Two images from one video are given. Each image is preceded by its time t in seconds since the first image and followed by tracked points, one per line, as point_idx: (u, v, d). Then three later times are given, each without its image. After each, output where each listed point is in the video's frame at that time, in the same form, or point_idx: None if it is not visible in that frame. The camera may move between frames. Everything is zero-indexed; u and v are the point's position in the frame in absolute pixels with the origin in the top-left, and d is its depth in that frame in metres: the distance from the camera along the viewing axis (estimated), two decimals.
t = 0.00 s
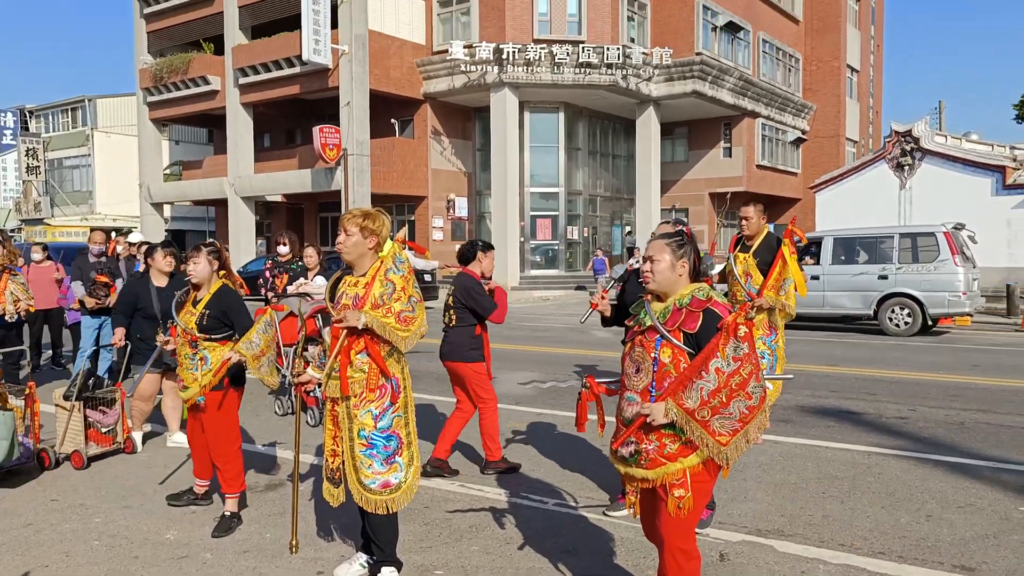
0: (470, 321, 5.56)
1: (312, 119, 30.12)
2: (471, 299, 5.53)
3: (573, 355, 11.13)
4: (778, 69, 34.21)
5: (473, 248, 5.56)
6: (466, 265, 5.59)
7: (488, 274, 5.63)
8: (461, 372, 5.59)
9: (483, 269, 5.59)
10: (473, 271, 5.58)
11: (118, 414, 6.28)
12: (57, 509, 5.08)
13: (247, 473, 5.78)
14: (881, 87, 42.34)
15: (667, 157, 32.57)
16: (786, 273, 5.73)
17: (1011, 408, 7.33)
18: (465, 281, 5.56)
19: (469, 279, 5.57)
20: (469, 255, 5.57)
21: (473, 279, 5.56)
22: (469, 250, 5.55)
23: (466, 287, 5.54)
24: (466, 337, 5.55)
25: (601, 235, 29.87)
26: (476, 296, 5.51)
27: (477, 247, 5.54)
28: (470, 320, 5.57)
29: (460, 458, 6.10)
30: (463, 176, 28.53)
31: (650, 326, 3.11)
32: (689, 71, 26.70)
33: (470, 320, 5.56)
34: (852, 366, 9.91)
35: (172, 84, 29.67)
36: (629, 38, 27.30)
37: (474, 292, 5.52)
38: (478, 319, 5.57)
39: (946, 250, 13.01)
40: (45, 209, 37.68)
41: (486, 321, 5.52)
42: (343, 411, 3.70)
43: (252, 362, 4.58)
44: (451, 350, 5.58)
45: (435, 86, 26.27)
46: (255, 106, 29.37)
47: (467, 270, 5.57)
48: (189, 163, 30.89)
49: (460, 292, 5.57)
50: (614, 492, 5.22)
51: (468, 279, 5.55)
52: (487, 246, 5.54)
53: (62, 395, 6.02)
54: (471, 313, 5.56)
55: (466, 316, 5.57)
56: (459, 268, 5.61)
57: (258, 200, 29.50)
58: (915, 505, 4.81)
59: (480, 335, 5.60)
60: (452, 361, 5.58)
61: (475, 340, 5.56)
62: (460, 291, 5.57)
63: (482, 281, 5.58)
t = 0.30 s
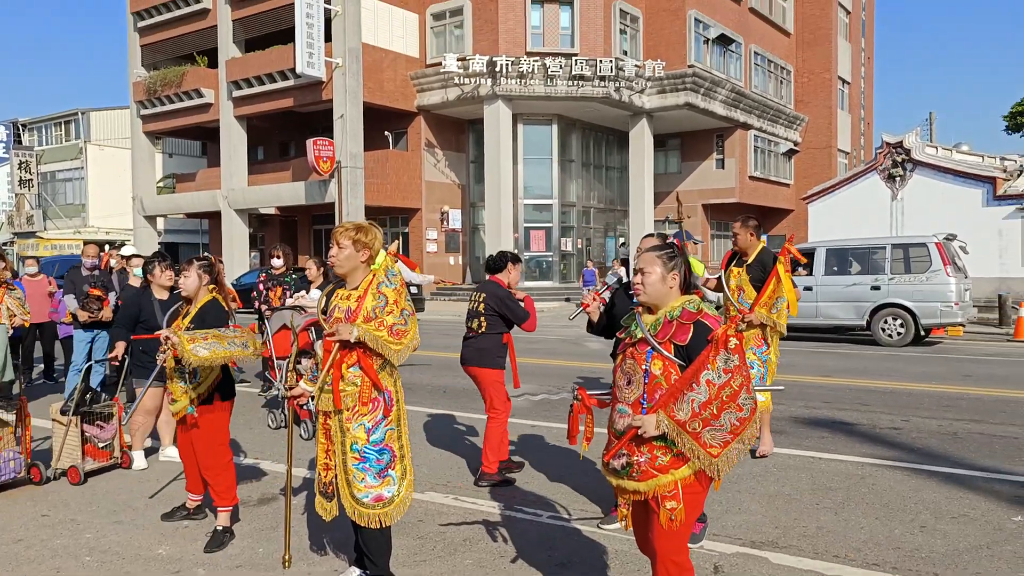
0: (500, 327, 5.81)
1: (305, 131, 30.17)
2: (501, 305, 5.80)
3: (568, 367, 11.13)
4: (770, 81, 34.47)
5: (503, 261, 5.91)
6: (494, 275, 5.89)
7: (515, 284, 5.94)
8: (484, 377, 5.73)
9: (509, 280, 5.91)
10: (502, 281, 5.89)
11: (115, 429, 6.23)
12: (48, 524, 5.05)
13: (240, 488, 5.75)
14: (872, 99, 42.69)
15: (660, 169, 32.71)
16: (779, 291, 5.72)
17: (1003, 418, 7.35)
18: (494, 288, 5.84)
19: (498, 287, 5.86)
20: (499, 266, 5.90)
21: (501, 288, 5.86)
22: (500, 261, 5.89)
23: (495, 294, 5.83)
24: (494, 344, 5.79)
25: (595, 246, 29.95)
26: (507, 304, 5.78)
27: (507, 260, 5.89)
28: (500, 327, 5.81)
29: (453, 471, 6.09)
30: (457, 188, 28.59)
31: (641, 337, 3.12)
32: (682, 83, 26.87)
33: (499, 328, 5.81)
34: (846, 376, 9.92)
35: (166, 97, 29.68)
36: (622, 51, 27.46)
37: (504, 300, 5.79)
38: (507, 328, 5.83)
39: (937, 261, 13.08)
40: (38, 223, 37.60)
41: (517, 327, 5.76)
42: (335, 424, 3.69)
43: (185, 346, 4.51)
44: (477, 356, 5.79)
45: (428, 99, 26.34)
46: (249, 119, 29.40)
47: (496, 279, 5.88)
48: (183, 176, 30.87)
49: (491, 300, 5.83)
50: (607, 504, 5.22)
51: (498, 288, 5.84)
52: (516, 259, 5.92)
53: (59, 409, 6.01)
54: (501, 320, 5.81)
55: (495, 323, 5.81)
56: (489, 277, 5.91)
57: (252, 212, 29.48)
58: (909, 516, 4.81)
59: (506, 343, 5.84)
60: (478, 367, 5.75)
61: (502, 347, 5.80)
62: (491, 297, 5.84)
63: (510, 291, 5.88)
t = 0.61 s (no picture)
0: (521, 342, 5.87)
1: (308, 135, 30.24)
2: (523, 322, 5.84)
3: (571, 370, 11.12)
4: (772, 84, 34.46)
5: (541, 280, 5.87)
6: (526, 289, 5.87)
7: (544, 304, 5.93)
8: (497, 383, 5.82)
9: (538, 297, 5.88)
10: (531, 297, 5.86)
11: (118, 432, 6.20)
12: (52, 527, 5.05)
13: (242, 491, 5.75)
14: (875, 102, 42.67)
15: (663, 172, 32.69)
16: (780, 300, 5.75)
17: (1008, 422, 7.32)
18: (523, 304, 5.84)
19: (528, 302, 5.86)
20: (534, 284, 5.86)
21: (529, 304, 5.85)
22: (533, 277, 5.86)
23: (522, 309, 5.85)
24: (506, 352, 5.85)
25: (598, 250, 29.96)
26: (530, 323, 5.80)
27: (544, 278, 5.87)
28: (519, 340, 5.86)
29: (457, 474, 6.09)
30: (460, 192, 28.59)
31: (641, 340, 3.12)
32: (685, 87, 26.89)
33: (517, 340, 5.86)
34: (850, 380, 9.90)
35: (170, 101, 29.76)
36: (624, 55, 27.47)
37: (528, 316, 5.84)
38: (525, 341, 5.88)
39: (941, 264, 13.08)
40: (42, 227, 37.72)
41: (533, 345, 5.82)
42: (338, 427, 3.69)
43: (180, 372, 4.52)
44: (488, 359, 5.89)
45: (431, 102, 26.36)
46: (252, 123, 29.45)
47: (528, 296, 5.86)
48: (186, 179, 30.93)
49: (518, 311, 5.85)
50: (611, 508, 5.22)
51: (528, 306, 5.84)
52: (550, 280, 5.87)
53: (64, 412, 5.98)
54: (521, 334, 5.85)
55: (514, 333, 5.87)
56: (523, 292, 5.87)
57: (255, 216, 29.53)
58: (913, 520, 4.80)
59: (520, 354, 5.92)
60: (488, 373, 5.85)
61: (516, 357, 5.86)
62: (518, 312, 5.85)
63: (538, 308, 5.87)
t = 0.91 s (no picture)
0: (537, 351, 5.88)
1: (316, 134, 30.31)
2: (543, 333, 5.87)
3: (580, 369, 11.11)
4: (781, 83, 34.34)
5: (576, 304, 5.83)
6: (560, 306, 5.86)
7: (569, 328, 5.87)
8: (501, 378, 5.79)
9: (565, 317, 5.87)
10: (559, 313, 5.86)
11: (128, 428, 6.26)
12: (62, 523, 5.09)
13: (251, 488, 5.77)
14: (884, 101, 42.49)
15: (670, 171, 32.59)
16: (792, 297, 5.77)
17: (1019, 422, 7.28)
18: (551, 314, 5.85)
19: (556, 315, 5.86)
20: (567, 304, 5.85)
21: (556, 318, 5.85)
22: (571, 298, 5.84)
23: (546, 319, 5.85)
24: (514, 348, 5.84)
25: (606, 249, 29.93)
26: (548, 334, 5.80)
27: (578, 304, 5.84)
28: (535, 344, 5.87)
29: (465, 472, 6.10)
30: (467, 191, 28.58)
31: (648, 338, 3.12)
32: (693, 86, 26.82)
33: (532, 344, 5.87)
34: (858, 379, 9.86)
35: (178, 100, 29.87)
36: (632, 53, 27.42)
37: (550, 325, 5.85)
38: (539, 349, 5.88)
39: (951, 263, 13.02)
40: (52, 225, 37.90)
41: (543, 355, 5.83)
42: (347, 425, 3.70)
43: (209, 375, 4.53)
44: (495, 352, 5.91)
45: (439, 101, 26.38)
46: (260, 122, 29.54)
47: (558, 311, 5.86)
48: (195, 178, 31.02)
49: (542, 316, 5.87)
50: (618, 506, 5.22)
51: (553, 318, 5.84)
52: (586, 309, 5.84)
53: (74, 409, 6.02)
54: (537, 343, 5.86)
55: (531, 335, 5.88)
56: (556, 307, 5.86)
57: (263, 215, 29.61)
58: (922, 519, 4.78)
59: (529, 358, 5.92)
60: (492, 364, 5.82)
61: (524, 359, 5.86)
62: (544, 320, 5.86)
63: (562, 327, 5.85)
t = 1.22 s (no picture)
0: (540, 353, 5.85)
1: (321, 131, 30.34)
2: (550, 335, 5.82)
3: (585, 366, 11.09)
4: (787, 81, 34.25)
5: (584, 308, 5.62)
6: (568, 306, 5.72)
7: (576, 330, 5.73)
8: (506, 374, 5.82)
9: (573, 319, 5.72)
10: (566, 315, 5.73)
11: (134, 424, 6.28)
12: (68, 518, 5.11)
13: (256, 484, 5.79)
14: (891, 98, 42.35)
15: (676, 169, 32.54)
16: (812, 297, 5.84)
17: None
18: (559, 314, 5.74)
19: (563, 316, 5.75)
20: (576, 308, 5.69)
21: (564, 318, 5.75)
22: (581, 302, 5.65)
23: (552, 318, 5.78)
24: (519, 346, 5.86)
25: (611, 247, 29.91)
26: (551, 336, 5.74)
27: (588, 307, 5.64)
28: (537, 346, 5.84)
29: (469, 468, 6.10)
30: (472, 188, 28.59)
31: (654, 334, 3.12)
32: (699, 83, 26.76)
33: (537, 342, 5.84)
34: (864, 377, 9.82)
35: (184, 97, 29.93)
36: (638, 51, 27.36)
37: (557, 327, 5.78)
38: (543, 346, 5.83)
39: (957, 262, 12.99)
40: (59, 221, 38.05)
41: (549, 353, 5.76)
42: (353, 420, 3.71)
43: (216, 371, 4.55)
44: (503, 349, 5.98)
45: (444, 98, 26.37)
46: (266, 119, 29.57)
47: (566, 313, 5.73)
48: (201, 175, 31.09)
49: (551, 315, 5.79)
50: (623, 504, 5.21)
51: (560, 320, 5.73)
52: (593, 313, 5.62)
53: (80, 404, 6.05)
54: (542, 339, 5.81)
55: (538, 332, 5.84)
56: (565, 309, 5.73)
57: (269, 211, 29.67)
58: (928, 518, 4.77)
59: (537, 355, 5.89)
60: (499, 361, 5.85)
61: (530, 356, 5.87)
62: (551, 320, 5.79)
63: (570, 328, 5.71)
